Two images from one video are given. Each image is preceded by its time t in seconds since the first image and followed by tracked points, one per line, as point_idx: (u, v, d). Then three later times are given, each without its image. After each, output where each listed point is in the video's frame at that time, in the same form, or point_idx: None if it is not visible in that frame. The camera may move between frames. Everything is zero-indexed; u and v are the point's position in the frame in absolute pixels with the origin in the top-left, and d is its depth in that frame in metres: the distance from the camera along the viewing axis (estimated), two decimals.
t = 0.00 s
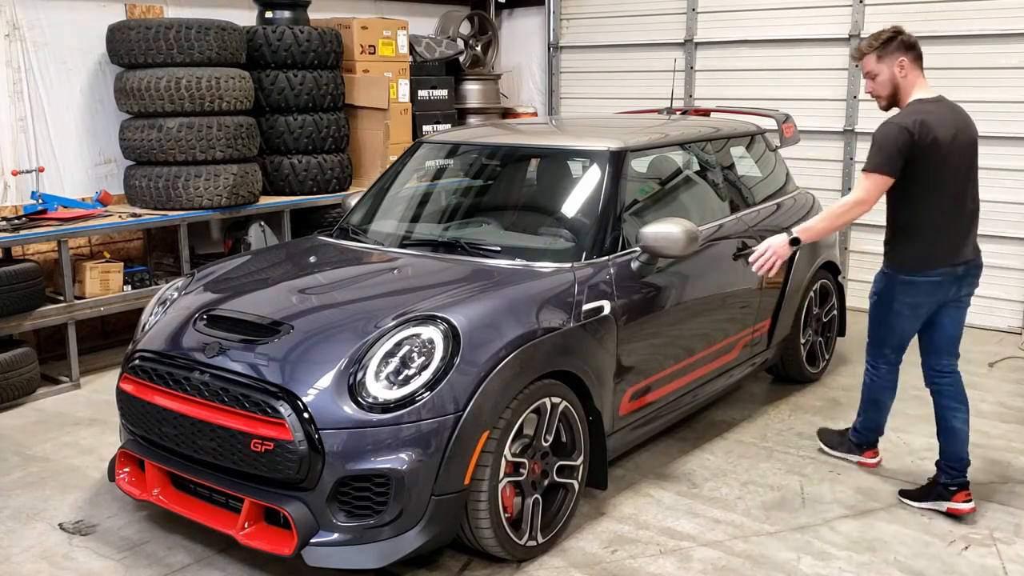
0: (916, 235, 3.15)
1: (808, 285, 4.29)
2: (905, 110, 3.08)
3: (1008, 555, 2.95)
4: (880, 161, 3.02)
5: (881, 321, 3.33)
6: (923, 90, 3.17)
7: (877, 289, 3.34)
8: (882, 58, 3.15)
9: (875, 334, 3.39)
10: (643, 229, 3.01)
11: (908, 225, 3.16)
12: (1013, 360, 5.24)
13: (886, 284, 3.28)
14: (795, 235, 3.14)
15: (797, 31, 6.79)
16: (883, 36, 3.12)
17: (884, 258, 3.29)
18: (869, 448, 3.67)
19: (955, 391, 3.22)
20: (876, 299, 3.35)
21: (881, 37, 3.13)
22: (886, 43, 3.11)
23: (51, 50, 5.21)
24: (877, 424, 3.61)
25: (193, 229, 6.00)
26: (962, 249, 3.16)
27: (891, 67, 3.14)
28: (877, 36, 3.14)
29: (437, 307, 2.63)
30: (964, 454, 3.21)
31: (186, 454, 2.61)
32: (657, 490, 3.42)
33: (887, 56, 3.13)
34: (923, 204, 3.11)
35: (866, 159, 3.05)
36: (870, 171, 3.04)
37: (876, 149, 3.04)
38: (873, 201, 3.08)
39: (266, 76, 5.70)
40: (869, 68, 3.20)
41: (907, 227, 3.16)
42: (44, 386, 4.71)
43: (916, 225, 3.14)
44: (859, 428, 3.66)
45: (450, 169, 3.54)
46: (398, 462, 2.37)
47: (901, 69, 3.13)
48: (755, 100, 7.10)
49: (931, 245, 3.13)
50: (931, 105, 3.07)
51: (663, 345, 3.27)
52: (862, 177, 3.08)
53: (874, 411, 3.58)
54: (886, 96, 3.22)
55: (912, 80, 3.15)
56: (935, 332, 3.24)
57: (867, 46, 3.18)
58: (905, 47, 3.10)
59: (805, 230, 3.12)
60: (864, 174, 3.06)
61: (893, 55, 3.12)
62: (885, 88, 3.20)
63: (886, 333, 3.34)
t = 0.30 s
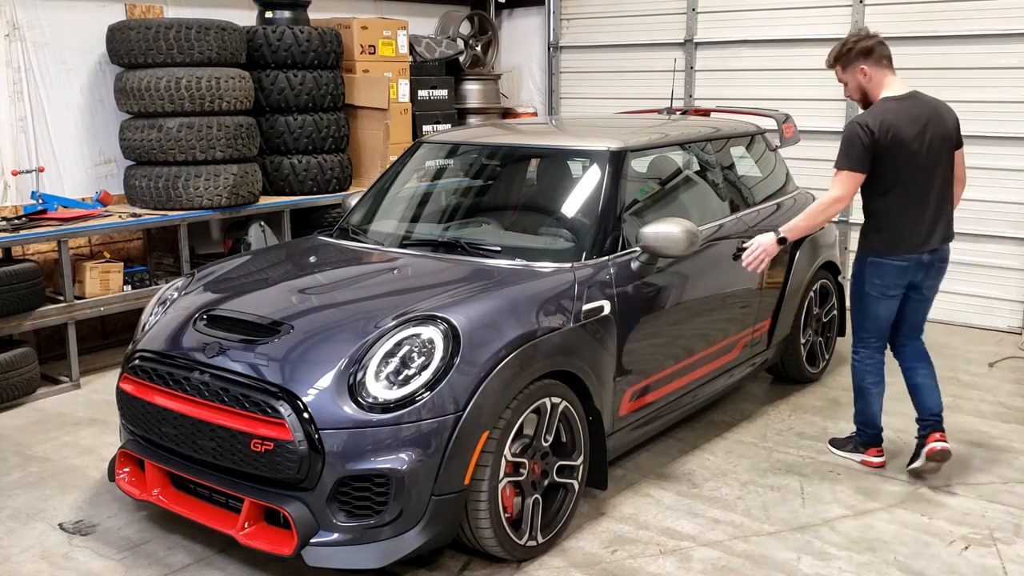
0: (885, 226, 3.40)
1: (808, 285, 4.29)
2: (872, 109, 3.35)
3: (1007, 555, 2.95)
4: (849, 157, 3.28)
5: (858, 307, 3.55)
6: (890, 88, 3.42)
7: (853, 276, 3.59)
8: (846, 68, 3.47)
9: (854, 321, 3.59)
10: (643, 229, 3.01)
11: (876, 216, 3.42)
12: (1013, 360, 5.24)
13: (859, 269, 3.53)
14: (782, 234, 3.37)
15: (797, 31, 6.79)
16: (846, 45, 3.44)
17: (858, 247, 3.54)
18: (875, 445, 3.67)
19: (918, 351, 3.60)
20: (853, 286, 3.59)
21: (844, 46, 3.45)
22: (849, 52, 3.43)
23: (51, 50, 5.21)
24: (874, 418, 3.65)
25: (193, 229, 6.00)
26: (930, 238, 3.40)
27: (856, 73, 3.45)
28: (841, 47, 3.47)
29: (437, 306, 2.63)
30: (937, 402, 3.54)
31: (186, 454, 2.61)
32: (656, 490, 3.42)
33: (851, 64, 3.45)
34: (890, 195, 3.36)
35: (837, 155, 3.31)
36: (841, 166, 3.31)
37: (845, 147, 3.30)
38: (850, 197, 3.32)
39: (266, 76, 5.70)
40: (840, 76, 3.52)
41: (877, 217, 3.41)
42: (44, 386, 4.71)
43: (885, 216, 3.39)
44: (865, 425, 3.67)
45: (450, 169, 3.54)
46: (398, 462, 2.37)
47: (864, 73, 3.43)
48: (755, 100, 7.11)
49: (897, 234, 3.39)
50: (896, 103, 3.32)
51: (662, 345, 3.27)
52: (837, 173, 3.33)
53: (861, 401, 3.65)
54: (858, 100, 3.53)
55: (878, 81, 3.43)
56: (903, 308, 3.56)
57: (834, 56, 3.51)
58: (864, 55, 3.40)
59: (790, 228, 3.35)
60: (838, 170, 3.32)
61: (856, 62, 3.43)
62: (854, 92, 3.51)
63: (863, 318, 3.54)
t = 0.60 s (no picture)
0: (887, 220, 3.43)
1: (808, 285, 4.29)
2: (875, 104, 3.36)
3: (1007, 555, 2.95)
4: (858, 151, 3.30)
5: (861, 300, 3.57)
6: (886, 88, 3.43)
7: (851, 269, 3.61)
8: (843, 69, 3.47)
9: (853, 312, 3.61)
10: (643, 229, 3.01)
11: (878, 208, 3.44)
12: (1012, 360, 5.24)
13: (858, 261, 3.56)
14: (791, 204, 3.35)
15: (796, 31, 6.79)
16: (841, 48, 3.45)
17: (858, 240, 3.56)
18: (874, 445, 3.67)
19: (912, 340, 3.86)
20: (851, 278, 3.61)
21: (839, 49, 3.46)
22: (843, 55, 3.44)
23: (51, 50, 5.21)
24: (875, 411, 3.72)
25: (193, 229, 6.00)
26: (926, 232, 3.46)
27: (852, 75, 3.47)
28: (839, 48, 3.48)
29: (437, 307, 2.62)
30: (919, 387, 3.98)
31: (186, 454, 2.61)
32: (656, 490, 3.42)
33: (846, 66, 3.46)
34: (893, 188, 3.39)
35: (847, 149, 3.32)
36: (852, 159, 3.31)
37: (855, 141, 3.31)
38: (861, 190, 3.33)
39: (266, 76, 5.70)
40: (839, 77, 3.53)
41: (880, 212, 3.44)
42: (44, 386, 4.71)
43: (888, 210, 3.42)
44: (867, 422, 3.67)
45: (450, 169, 3.54)
46: (398, 462, 2.37)
47: (860, 75, 3.44)
48: (754, 100, 7.11)
49: (898, 228, 3.43)
50: (899, 99, 3.35)
51: (663, 345, 3.27)
52: (851, 165, 3.33)
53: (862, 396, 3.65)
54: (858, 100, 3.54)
55: (874, 81, 3.44)
56: (898, 296, 3.64)
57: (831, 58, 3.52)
58: (859, 55, 3.41)
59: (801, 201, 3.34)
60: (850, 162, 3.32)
61: (851, 65, 3.44)
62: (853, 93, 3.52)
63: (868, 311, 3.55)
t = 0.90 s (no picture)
0: (923, 211, 3.55)
1: (808, 285, 4.29)
2: (908, 101, 3.50)
3: (1007, 555, 2.95)
4: (907, 139, 3.41)
5: (893, 290, 3.64)
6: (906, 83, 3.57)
7: (885, 260, 3.63)
8: (879, 55, 3.49)
9: (882, 304, 3.67)
10: (643, 229, 3.01)
11: (913, 199, 3.54)
12: (1012, 360, 5.24)
13: (900, 254, 3.60)
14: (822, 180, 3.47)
15: (796, 31, 6.79)
16: (875, 38, 3.46)
17: (889, 234, 3.62)
18: (891, 432, 3.78)
19: (917, 332, 3.97)
20: (886, 270, 3.64)
21: (875, 38, 3.46)
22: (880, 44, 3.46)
23: (51, 50, 5.21)
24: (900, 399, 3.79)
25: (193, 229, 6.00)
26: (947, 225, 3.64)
27: (886, 66, 3.50)
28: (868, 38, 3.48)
29: (437, 307, 2.62)
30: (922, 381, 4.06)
31: (186, 454, 2.61)
32: (657, 490, 3.42)
33: (882, 56, 3.49)
34: (927, 180, 3.53)
35: (892, 138, 3.43)
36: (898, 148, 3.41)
37: (903, 131, 3.41)
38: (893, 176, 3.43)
39: (266, 76, 5.70)
40: (865, 67, 3.51)
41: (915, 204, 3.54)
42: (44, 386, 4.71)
43: (923, 202, 3.54)
44: (882, 409, 3.77)
45: (450, 169, 3.54)
46: (398, 462, 2.37)
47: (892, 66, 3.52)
48: (754, 100, 7.11)
49: (932, 220, 3.56)
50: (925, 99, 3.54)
51: (663, 345, 3.27)
52: (890, 153, 3.42)
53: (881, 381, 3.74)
54: (877, 92, 3.58)
55: (900, 74, 3.55)
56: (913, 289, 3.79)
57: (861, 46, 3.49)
58: (895, 46, 3.48)
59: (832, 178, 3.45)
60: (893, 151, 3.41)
61: (887, 55, 3.48)
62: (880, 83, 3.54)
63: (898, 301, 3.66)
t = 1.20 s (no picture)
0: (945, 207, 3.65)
1: (808, 285, 4.29)
2: (935, 98, 3.55)
3: (1007, 555, 2.95)
4: (941, 137, 3.46)
5: (919, 288, 3.69)
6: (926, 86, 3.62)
7: (916, 260, 3.65)
8: (909, 50, 3.51)
9: (909, 300, 3.70)
10: (643, 230, 3.01)
11: (939, 196, 3.62)
12: (1013, 361, 5.24)
13: (930, 252, 3.64)
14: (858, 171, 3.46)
15: (796, 31, 6.79)
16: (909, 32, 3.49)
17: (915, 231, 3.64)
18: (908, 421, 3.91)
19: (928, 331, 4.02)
20: (915, 268, 3.65)
21: (909, 32, 3.49)
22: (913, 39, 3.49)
23: (51, 50, 5.21)
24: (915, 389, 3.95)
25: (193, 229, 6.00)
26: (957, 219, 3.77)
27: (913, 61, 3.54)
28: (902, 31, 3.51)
29: (437, 307, 2.62)
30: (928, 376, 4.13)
31: (185, 454, 2.61)
32: (657, 490, 3.42)
33: (913, 50, 3.52)
34: (949, 177, 3.62)
35: (926, 134, 3.47)
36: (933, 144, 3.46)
37: (937, 128, 3.46)
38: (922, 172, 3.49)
39: (266, 76, 5.70)
40: (895, 58, 3.53)
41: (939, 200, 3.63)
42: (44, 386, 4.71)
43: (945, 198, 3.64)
44: (905, 401, 3.86)
45: (450, 168, 3.54)
46: (397, 462, 2.37)
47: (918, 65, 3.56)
48: (755, 100, 7.11)
49: (952, 215, 3.66)
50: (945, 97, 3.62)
51: (663, 345, 3.27)
52: (924, 149, 3.46)
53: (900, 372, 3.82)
54: (899, 86, 3.59)
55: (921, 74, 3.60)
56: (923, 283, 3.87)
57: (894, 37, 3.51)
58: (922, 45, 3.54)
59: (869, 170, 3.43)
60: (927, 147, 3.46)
61: (916, 51, 3.52)
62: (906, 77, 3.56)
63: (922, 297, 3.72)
